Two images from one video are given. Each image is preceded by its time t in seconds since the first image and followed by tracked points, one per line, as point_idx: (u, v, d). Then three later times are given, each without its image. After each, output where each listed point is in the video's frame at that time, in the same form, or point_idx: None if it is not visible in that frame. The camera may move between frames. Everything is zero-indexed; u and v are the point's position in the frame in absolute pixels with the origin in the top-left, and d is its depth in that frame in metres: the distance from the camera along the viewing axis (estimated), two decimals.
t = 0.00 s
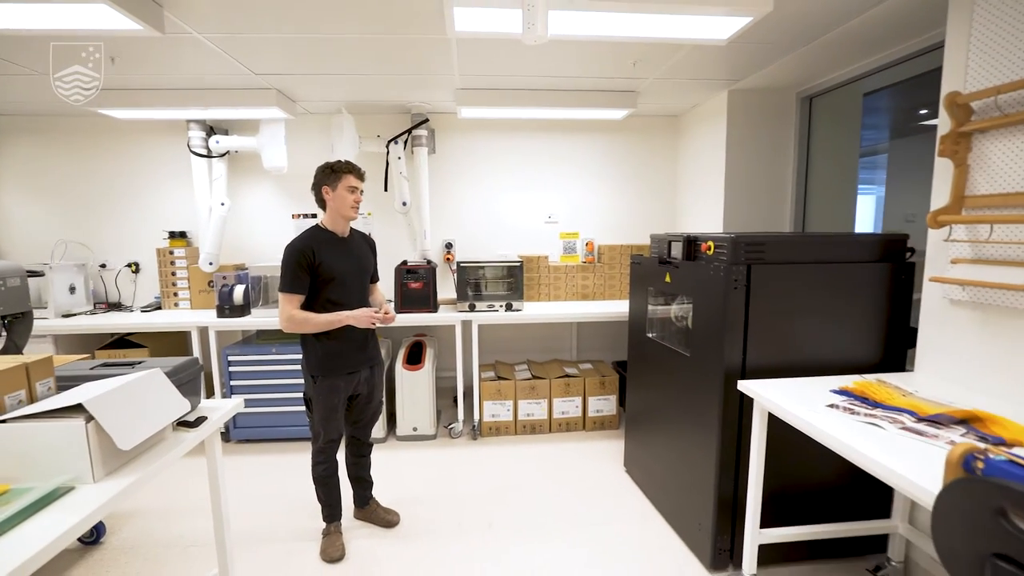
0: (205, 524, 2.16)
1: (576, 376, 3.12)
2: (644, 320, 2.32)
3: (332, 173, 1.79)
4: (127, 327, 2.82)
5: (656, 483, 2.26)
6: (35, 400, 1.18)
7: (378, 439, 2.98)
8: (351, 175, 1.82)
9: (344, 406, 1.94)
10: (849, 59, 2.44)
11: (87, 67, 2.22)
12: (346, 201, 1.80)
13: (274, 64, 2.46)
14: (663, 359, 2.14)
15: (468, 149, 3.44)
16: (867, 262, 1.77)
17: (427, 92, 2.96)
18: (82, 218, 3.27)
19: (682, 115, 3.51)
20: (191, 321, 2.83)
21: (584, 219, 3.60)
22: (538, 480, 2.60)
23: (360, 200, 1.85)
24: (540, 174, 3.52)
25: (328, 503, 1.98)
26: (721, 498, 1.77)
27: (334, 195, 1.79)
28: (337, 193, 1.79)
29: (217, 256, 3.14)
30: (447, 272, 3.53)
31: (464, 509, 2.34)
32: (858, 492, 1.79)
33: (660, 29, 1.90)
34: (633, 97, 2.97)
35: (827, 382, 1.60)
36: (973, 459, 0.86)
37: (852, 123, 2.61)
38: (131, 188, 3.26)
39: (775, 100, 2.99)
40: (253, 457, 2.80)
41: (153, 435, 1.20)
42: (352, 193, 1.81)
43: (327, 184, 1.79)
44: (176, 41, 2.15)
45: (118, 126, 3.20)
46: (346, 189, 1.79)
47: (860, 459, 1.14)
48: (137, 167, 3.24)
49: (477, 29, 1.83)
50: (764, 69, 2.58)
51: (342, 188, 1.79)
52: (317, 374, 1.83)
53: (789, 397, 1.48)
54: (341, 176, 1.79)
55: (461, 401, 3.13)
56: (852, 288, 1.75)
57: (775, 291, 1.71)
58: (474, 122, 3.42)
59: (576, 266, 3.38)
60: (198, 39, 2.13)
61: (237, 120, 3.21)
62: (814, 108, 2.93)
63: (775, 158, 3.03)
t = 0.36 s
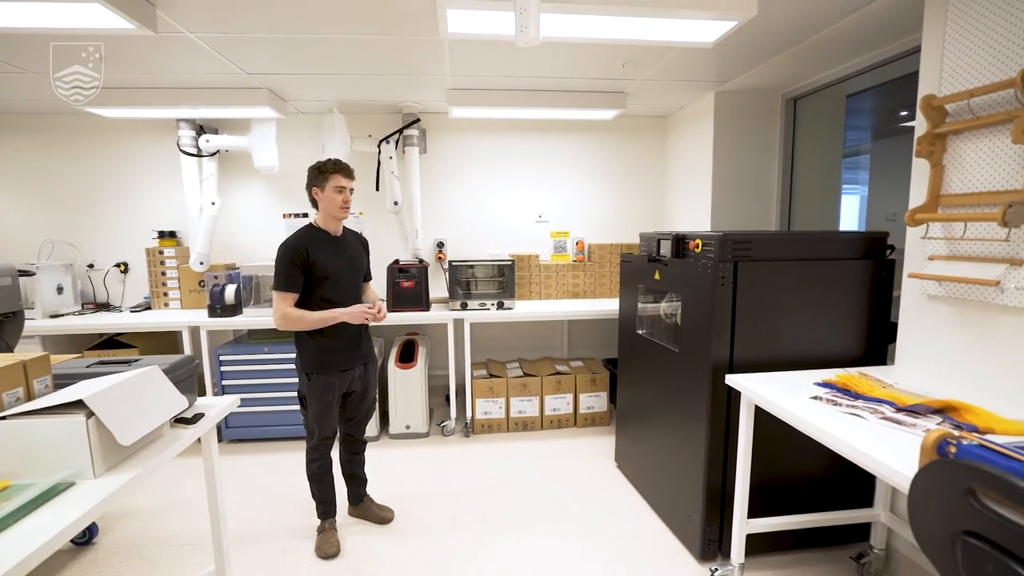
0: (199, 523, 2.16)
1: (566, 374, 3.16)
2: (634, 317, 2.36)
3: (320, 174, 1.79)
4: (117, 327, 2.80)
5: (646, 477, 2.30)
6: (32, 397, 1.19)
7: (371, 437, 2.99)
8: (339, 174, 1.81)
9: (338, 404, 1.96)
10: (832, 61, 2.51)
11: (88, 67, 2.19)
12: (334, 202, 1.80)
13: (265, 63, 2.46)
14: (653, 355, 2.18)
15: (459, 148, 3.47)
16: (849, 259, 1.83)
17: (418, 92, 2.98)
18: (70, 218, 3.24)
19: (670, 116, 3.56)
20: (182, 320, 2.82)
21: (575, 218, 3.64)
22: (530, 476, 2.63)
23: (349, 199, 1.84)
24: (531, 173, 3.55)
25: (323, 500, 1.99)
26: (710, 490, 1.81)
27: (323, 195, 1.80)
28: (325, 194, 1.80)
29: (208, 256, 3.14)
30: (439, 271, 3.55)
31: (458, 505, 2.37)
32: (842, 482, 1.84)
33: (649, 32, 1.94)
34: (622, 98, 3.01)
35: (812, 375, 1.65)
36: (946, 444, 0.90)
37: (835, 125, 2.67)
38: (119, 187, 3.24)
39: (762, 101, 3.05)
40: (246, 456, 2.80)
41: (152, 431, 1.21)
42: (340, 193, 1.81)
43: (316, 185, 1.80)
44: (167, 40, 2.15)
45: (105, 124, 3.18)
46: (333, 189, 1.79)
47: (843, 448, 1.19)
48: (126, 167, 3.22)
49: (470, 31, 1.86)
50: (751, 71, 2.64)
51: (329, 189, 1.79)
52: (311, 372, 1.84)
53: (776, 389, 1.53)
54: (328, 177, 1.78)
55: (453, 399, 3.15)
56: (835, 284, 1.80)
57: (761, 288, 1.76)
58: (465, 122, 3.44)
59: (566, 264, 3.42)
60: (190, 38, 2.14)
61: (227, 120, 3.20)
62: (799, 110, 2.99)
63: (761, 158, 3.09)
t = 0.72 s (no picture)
0: (193, 524, 2.14)
1: (562, 373, 3.17)
2: (629, 316, 2.37)
3: (311, 174, 1.78)
4: (109, 328, 2.77)
5: (642, 475, 2.31)
6: (25, 397, 1.17)
7: (367, 437, 2.98)
8: (331, 175, 1.79)
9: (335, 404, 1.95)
10: (823, 62, 2.53)
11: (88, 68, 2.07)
12: (328, 203, 1.79)
13: (259, 61, 2.45)
14: (648, 353, 2.19)
15: (453, 147, 3.46)
16: (843, 257, 1.84)
17: (413, 92, 2.97)
18: (60, 217, 3.20)
19: (664, 115, 3.58)
20: (175, 321, 2.80)
21: (570, 217, 3.65)
22: (526, 475, 2.63)
23: (344, 201, 1.82)
24: (526, 173, 3.55)
25: (319, 500, 1.98)
26: (706, 487, 1.82)
27: (317, 197, 1.80)
28: (319, 195, 1.79)
29: (201, 255, 3.12)
30: (434, 270, 3.54)
31: (454, 504, 2.36)
32: (836, 478, 1.86)
33: (643, 31, 1.96)
34: (617, 97, 3.02)
35: (806, 372, 1.66)
36: (942, 439, 0.92)
37: (828, 125, 2.70)
38: (111, 186, 3.21)
39: (755, 101, 3.07)
40: (240, 457, 2.79)
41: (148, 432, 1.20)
42: (332, 194, 1.79)
43: (309, 186, 1.79)
44: (160, 37, 2.13)
45: (96, 123, 3.14)
46: (327, 190, 1.78)
47: (839, 443, 1.20)
48: (117, 166, 3.19)
49: (465, 29, 1.86)
50: (744, 71, 2.65)
51: (323, 190, 1.78)
52: (307, 371, 1.84)
53: (771, 386, 1.54)
54: (320, 178, 1.77)
55: (449, 398, 3.15)
56: (829, 282, 1.82)
57: (756, 286, 1.77)
58: (459, 121, 3.44)
59: (561, 263, 3.43)
60: (184, 35, 2.12)
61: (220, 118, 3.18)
62: (792, 109, 3.02)
63: (754, 157, 3.11)
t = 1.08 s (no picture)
0: (190, 527, 2.12)
1: (561, 373, 3.15)
2: (629, 316, 2.35)
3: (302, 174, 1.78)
4: (104, 329, 2.75)
5: (642, 476, 2.30)
6: (16, 401, 1.16)
7: (365, 438, 2.97)
8: (319, 173, 1.78)
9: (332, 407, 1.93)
10: (822, 61, 2.52)
11: (88, 68, 2.17)
12: (316, 202, 1.78)
13: (255, 60, 2.43)
14: (648, 354, 2.18)
15: (451, 147, 3.44)
16: (843, 257, 1.83)
17: (411, 91, 2.96)
18: (55, 217, 3.18)
19: (663, 115, 3.57)
20: (171, 322, 2.78)
21: (568, 217, 3.63)
22: (525, 476, 2.62)
23: (332, 199, 1.80)
24: (523, 172, 3.54)
25: (316, 503, 1.96)
26: (706, 488, 1.81)
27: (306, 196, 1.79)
28: (307, 194, 1.79)
29: (197, 256, 3.10)
30: (432, 270, 3.52)
31: (452, 506, 2.35)
32: (837, 479, 1.85)
33: (642, 30, 1.94)
34: (616, 96, 3.00)
35: (808, 373, 1.65)
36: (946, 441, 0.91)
37: (827, 124, 2.69)
38: (106, 186, 3.18)
39: (754, 100, 3.06)
40: (237, 458, 2.77)
41: (141, 435, 1.19)
42: (320, 193, 1.78)
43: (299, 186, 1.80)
44: (154, 36, 2.11)
45: (91, 122, 3.12)
46: (314, 189, 1.77)
47: (841, 445, 1.18)
48: (112, 165, 3.16)
49: (463, 28, 1.85)
50: (743, 70, 2.64)
51: (312, 189, 1.77)
52: (304, 373, 1.82)
53: (772, 387, 1.53)
54: (307, 177, 1.77)
55: (447, 399, 3.13)
56: (829, 282, 1.81)
57: (757, 285, 1.75)
58: (457, 121, 3.43)
59: (560, 263, 3.42)
60: (178, 34, 2.10)
61: (216, 118, 3.16)
62: (791, 109, 3.01)
63: (753, 156, 3.10)
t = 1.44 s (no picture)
0: (182, 532, 2.09)
1: (560, 374, 3.12)
2: (628, 316, 2.32)
3: (310, 171, 1.73)
4: (97, 330, 2.72)
5: (642, 479, 2.27)
6: None
7: (362, 440, 2.94)
8: (330, 173, 1.76)
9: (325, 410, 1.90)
10: (824, 58, 2.49)
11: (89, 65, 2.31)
12: (324, 201, 1.75)
13: (249, 58, 2.40)
14: (647, 355, 2.15)
15: (449, 145, 3.41)
16: (847, 256, 1.80)
17: (407, 89, 2.92)
18: (48, 217, 3.14)
19: (663, 113, 3.54)
20: (165, 323, 2.75)
21: (567, 216, 3.60)
22: (523, 479, 2.59)
23: (339, 199, 1.79)
24: (522, 171, 3.51)
25: (310, 507, 1.93)
26: (707, 491, 1.78)
27: (313, 194, 1.74)
28: (314, 192, 1.74)
29: (192, 256, 3.07)
30: (430, 270, 3.49)
31: (449, 509, 2.32)
32: (841, 483, 1.82)
33: (641, 26, 1.91)
34: (614, 94, 2.97)
35: (810, 374, 1.62)
36: (957, 446, 0.88)
37: (829, 122, 2.66)
38: (100, 185, 3.15)
39: (754, 98, 3.03)
40: (232, 461, 2.73)
41: (126, 441, 1.15)
42: (330, 193, 1.76)
43: (305, 182, 1.73)
44: (145, 33, 2.08)
45: (85, 121, 3.09)
46: (324, 188, 1.74)
47: (844, 449, 1.15)
48: (106, 165, 3.13)
49: (459, 24, 1.82)
50: (743, 67, 2.61)
51: (321, 187, 1.74)
52: (295, 376, 1.79)
53: (773, 390, 1.50)
54: (319, 175, 1.73)
55: (445, 400, 3.10)
56: (833, 282, 1.78)
57: (758, 286, 1.72)
58: (455, 119, 3.40)
59: (559, 263, 3.38)
60: (170, 30, 2.07)
61: (211, 116, 3.13)
62: (792, 107, 2.98)
63: (754, 155, 3.07)
